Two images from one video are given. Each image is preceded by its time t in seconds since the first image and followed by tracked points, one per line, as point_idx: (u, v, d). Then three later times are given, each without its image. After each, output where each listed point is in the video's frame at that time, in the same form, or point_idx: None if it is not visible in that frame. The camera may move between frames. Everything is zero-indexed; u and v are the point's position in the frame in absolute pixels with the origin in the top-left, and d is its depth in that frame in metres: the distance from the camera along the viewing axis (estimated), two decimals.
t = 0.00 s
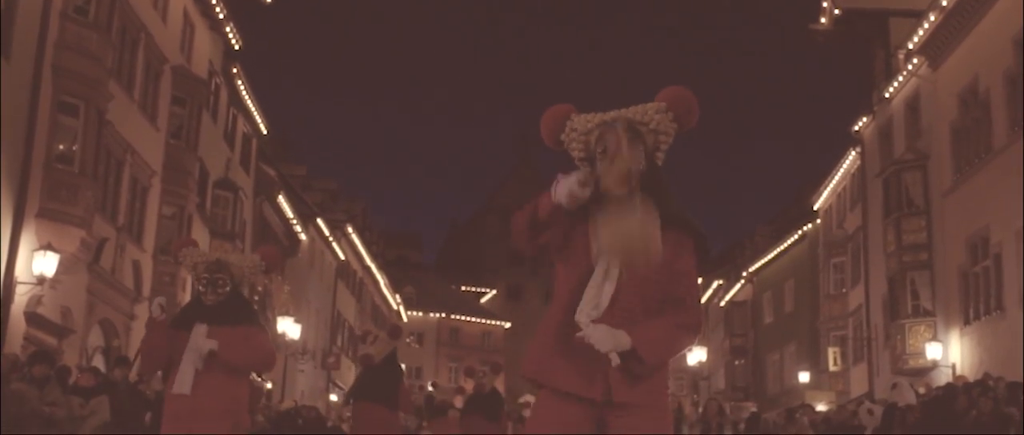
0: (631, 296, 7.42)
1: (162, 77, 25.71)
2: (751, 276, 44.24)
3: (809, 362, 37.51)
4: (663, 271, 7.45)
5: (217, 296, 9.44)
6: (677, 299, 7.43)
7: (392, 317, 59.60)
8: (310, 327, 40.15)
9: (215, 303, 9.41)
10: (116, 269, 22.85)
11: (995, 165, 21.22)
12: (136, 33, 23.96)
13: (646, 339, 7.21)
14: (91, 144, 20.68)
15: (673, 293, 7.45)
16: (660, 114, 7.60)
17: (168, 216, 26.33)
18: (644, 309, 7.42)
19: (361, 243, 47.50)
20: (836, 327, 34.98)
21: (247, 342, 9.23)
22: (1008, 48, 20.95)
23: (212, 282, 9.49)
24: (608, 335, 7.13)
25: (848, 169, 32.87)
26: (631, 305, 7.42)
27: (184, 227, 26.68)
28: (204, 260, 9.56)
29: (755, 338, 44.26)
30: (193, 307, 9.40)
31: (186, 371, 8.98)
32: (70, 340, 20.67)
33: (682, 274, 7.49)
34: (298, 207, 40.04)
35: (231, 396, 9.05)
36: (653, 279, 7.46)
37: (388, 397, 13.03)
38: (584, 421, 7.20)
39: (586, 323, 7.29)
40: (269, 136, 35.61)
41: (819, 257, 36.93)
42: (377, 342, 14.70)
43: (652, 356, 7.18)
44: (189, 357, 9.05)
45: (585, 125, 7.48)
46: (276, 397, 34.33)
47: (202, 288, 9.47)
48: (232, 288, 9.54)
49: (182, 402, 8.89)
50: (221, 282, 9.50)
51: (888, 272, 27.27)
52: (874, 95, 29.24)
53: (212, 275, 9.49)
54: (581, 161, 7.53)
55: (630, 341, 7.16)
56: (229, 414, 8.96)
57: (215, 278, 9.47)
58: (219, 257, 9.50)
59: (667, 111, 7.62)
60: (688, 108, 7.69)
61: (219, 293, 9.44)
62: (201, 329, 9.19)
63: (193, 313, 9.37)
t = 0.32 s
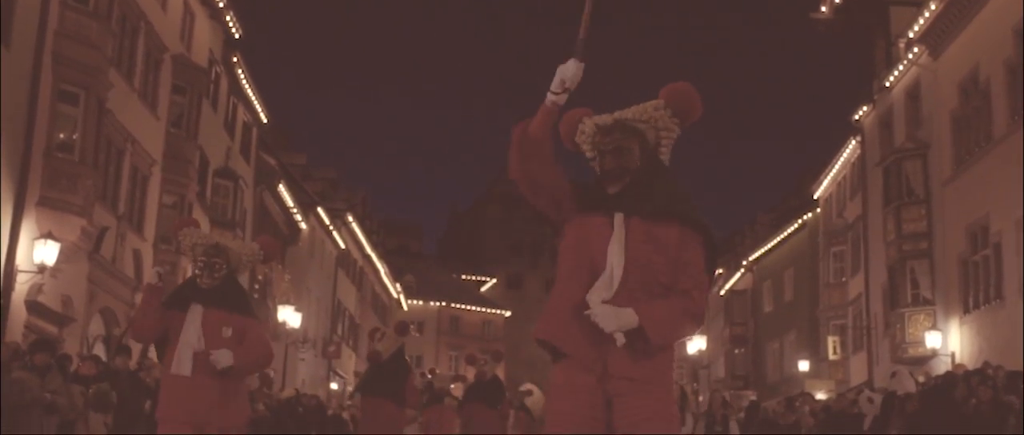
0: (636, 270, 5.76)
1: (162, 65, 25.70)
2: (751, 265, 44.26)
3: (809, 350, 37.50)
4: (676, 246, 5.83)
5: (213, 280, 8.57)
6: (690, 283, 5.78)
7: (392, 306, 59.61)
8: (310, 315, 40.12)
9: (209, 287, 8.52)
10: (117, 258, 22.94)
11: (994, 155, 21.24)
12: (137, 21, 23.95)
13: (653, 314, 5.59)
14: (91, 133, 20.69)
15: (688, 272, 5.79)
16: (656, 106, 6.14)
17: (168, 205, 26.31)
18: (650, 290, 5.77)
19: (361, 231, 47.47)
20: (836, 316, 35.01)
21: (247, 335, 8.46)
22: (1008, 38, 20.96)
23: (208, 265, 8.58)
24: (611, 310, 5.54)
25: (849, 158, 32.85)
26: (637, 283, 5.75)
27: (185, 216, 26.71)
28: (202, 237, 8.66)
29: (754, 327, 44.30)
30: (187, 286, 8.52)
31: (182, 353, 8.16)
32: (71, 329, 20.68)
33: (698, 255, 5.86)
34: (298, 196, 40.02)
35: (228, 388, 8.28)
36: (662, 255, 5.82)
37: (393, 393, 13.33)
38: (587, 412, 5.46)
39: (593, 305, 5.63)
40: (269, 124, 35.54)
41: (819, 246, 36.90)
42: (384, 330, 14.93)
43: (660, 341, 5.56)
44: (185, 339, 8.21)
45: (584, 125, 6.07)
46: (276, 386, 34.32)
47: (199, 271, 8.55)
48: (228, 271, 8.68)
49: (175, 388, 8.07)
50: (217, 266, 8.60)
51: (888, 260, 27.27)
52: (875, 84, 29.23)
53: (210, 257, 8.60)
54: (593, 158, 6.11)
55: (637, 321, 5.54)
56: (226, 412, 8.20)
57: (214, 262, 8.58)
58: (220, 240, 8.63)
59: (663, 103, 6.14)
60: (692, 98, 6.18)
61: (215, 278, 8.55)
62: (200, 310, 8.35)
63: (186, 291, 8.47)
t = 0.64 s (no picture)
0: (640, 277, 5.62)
1: (162, 53, 25.67)
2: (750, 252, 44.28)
3: (808, 337, 37.55)
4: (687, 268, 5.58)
5: (212, 265, 8.57)
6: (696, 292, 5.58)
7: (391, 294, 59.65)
8: (310, 303, 40.15)
9: (208, 271, 8.52)
10: (117, 247, 22.99)
11: (993, 141, 21.25)
12: (135, 8, 23.92)
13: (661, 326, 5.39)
14: (90, 121, 20.69)
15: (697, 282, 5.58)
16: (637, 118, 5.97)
17: (168, 193, 26.30)
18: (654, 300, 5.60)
19: (360, 219, 47.46)
20: (835, 303, 35.09)
21: (244, 320, 8.40)
22: (1008, 24, 20.96)
23: (208, 250, 8.59)
24: (619, 337, 5.33)
25: (848, 145, 32.84)
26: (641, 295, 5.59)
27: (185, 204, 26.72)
28: (201, 225, 8.71)
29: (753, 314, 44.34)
30: (185, 272, 8.52)
31: (177, 337, 8.14)
32: (71, 317, 20.72)
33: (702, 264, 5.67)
34: (298, 184, 40.02)
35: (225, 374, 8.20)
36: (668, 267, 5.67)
37: (401, 379, 13.57)
38: (584, 426, 5.38)
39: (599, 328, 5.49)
40: (268, 112, 35.49)
41: (818, 232, 36.93)
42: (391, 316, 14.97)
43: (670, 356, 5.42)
44: (180, 324, 8.19)
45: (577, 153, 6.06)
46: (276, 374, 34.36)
47: (198, 255, 8.57)
48: (227, 258, 8.69)
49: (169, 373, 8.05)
50: (217, 251, 8.61)
51: (887, 247, 27.31)
52: (874, 70, 29.20)
53: (209, 243, 8.61)
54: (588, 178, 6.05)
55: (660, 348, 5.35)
56: (221, 398, 8.06)
57: (213, 247, 8.60)
58: (220, 226, 8.66)
59: (639, 113, 5.94)
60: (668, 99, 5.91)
61: (214, 262, 8.56)
62: (197, 295, 8.32)
63: (184, 276, 8.47)
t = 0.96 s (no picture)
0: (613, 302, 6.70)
1: (156, 38, 25.55)
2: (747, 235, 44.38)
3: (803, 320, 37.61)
4: (658, 288, 6.66)
5: (213, 244, 8.76)
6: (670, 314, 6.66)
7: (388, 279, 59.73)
8: (306, 288, 40.15)
9: (210, 249, 8.70)
10: (113, 233, 22.97)
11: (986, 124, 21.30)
12: None
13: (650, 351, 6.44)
14: (85, 107, 20.71)
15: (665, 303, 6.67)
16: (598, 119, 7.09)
17: (164, 179, 26.32)
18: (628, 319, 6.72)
19: (356, 204, 47.47)
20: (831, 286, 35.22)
21: (246, 298, 8.60)
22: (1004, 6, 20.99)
23: (209, 229, 8.77)
24: (626, 373, 6.39)
25: (844, 128, 32.85)
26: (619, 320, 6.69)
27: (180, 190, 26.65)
28: (201, 204, 8.81)
29: (749, 297, 44.44)
30: (185, 251, 8.67)
31: (177, 313, 8.31)
32: (68, 302, 20.76)
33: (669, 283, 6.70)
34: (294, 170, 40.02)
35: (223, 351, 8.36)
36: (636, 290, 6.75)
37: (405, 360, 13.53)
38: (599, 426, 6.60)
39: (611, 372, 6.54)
40: (264, 98, 35.43)
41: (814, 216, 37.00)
42: (390, 301, 14.93)
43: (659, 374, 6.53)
44: (180, 300, 8.37)
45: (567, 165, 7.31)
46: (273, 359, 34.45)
47: (200, 234, 8.75)
48: (228, 237, 8.87)
49: (168, 349, 8.22)
50: (218, 230, 8.79)
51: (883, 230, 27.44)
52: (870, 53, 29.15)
53: (209, 221, 8.78)
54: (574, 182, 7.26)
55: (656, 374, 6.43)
56: (217, 374, 8.17)
57: (213, 226, 8.77)
58: (220, 204, 8.80)
59: (593, 115, 7.04)
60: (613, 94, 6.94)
61: (216, 241, 8.74)
62: (198, 271, 8.52)
63: (185, 255, 8.65)
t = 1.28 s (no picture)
0: (585, 279, 6.80)
1: (150, 24, 25.52)
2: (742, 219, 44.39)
3: (798, 303, 37.64)
4: (620, 250, 6.78)
5: (207, 232, 8.67)
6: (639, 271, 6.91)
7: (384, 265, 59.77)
8: (300, 273, 40.15)
9: (204, 237, 8.62)
10: (108, 219, 22.91)
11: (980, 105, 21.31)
12: None
13: (634, 315, 6.59)
14: (79, 93, 20.69)
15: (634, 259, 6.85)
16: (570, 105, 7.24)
17: (158, 164, 26.30)
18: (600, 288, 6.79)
19: (351, 190, 47.45)
20: (826, 268, 35.28)
21: (241, 287, 8.44)
22: None
23: (203, 216, 8.67)
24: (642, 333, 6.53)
25: (839, 111, 32.84)
26: (589, 295, 6.77)
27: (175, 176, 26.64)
28: (195, 192, 8.70)
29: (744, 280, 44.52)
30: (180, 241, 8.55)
31: (175, 303, 8.19)
32: (62, 288, 20.68)
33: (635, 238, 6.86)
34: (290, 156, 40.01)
35: (219, 342, 8.24)
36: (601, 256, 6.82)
37: (414, 349, 13.37)
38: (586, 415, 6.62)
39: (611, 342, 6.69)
40: (258, 83, 35.36)
41: (809, 199, 37.05)
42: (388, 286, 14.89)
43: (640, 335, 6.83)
44: (178, 289, 8.25)
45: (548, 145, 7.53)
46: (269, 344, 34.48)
47: (193, 221, 8.67)
48: (222, 225, 8.76)
49: (166, 339, 8.08)
50: (212, 217, 8.71)
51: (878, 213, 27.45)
52: (865, 36, 29.13)
53: (203, 208, 8.68)
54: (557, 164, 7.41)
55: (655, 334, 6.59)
56: (217, 365, 8.07)
57: (208, 212, 8.68)
58: (214, 192, 8.71)
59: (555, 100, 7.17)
60: (574, 85, 7.05)
61: (210, 228, 8.65)
62: (193, 261, 8.38)
63: (180, 243, 8.54)
